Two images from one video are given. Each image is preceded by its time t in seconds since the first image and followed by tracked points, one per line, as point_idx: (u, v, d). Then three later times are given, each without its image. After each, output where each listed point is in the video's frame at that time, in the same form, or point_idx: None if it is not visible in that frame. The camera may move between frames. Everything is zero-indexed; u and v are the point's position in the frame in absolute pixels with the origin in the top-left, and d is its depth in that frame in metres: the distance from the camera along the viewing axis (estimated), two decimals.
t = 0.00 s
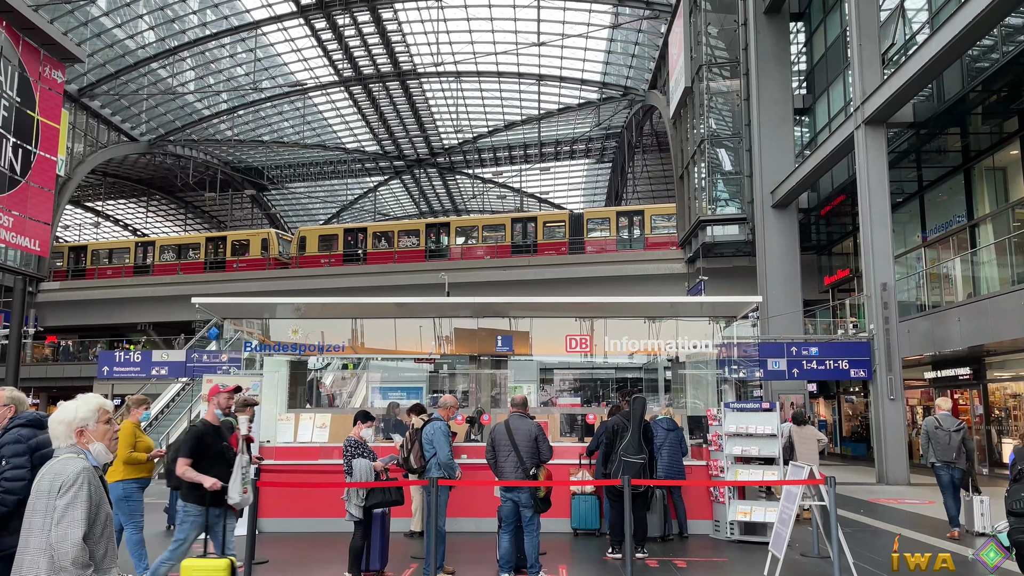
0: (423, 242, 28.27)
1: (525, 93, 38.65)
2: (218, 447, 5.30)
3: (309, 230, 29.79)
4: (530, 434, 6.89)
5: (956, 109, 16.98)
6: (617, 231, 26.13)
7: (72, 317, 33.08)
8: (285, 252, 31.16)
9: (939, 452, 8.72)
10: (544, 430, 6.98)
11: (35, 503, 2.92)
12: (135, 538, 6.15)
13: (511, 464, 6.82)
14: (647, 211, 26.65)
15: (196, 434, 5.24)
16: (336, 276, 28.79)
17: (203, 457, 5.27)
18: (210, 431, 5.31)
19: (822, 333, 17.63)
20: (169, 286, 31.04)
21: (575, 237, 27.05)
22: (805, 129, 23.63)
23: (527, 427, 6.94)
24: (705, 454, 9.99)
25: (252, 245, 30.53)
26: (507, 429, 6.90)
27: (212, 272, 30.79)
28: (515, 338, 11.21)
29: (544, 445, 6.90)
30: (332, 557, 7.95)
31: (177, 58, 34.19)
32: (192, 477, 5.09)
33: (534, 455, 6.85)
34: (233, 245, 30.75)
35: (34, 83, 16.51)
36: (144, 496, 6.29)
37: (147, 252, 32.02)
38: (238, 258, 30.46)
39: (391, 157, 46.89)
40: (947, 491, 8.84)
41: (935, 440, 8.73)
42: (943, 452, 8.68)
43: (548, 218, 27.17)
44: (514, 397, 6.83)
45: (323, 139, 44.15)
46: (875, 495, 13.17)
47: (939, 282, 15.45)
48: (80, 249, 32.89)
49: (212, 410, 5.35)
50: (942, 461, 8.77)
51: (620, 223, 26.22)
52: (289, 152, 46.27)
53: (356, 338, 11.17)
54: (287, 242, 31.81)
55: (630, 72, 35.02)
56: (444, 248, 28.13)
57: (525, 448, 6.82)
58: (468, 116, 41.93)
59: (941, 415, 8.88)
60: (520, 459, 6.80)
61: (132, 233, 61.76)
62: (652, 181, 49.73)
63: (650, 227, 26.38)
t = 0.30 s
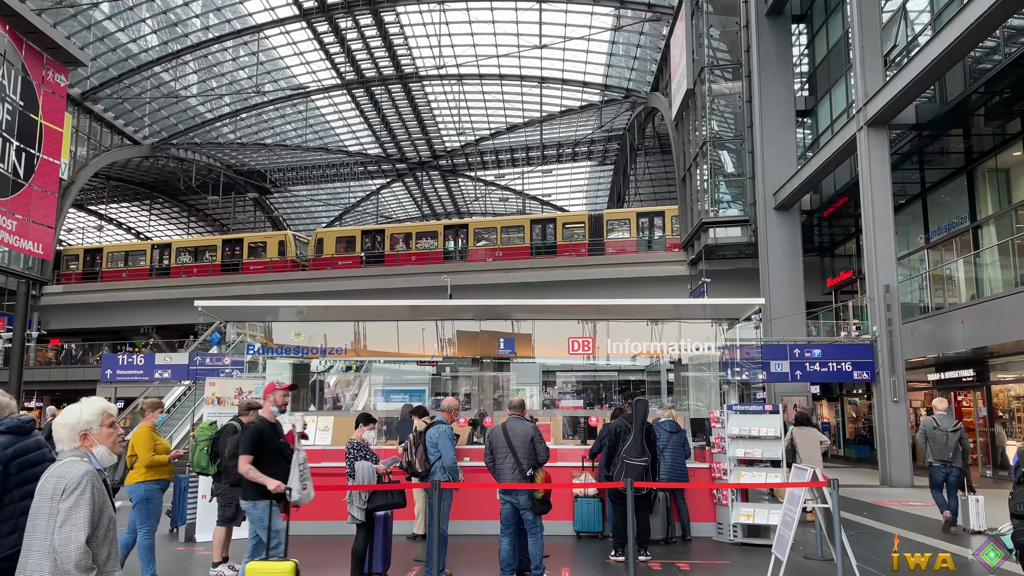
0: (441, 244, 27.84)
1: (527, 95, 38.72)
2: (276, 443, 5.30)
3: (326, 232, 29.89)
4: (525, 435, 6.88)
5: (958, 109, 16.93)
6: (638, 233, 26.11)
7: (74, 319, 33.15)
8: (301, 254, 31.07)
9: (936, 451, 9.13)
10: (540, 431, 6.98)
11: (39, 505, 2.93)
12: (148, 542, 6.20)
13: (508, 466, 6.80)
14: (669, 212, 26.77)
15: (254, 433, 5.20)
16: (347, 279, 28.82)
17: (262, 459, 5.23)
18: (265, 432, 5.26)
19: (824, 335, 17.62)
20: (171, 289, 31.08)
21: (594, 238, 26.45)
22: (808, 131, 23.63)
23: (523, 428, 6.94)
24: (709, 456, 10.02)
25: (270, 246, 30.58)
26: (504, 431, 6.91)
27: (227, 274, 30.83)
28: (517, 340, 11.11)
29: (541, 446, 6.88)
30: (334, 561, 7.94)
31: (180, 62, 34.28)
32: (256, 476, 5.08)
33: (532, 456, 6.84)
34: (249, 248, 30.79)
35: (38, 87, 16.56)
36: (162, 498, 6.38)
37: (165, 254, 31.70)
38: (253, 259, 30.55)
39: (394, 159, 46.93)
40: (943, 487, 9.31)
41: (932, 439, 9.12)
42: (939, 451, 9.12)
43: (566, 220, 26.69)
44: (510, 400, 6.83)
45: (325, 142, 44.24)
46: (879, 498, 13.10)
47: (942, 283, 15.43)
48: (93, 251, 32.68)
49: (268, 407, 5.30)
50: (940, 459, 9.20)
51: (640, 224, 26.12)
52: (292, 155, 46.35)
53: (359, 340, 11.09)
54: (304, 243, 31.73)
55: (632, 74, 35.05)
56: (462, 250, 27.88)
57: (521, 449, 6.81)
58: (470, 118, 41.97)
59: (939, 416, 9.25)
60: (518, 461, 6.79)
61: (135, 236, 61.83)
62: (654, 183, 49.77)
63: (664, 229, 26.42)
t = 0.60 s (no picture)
0: (461, 246, 28.02)
1: (529, 97, 38.73)
2: (337, 449, 5.30)
3: (344, 234, 30.00)
4: (534, 439, 6.88)
5: (961, 110, 16.74)
6: (659, 232, 26.66)
7: (78, 321, 33.25)
8: (319, 255, 31.01)
9: (931, 455, 9.15)
10: (547, 434, 6.98)
11: (43, 509, 2.94)
12: (154, 545, 6.23)
13: (515, 469, 6.82)
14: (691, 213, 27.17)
15: (317, 438, 5.19)
16: (355, 280, 28.83)
17: (325, 463, 5.23)
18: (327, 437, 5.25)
19: (827, 336, 17.62)
20: (173, 291, 31.15)
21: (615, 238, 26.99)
22: (810, 132, 23.62)
23: (530, 431, 6.93)
24: (711, 458, 9.98)
25: (289, 248, 30.35)
26: (511, 434, 6.91)
27: (247, 275, 30.75)
28: (519, 342, 11.00)
29: (548, 449, 6.89)
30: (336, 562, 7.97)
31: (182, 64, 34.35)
32: (317, 482, 5.08)
33: (538, 459, 6.85)
34: (268, 249, 30.73)
35: (41, 90, 16.62)
36: (173, 501, 6.40)
37: (181, 256, 31.96)
38: (273, 260, 30.38)
39: (396, 161, 47.01)
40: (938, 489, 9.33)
41: (927, 443, 9.17)
42: (933, 455, 9.16)
43: (587, 220, 27.13)
44: (517, 403, 6.85)
45: (328, 144, 44.28)
46: (882, 499, 13.07)
47: (945, 285, 15.39)
48: (110, 253, 33.09)
49: (327, 413, 5.29)
50: (935, 463, 9.22)
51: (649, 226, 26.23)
52: (294, 158, 46.41)
53: (361, 343, 10.95)
54: (322, 245, 31.67)
55: (634, 76, 35.03)
56: (483, 251, 27.73)
57: (529, 452, 6.82)
58: (472, 120, 41.96)
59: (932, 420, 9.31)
60: (524, 464, 6.81)
61: (138, 239, 61.94)
62: (657, 185, 49.78)
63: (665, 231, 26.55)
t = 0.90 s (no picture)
0: (482, 246, 27.74)
1: (532, 99, 38.85)
2: (396, 446, 5.32)
3: (363, 235, 29.74)
4: (547, 441, 6.90)
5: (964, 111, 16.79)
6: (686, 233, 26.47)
7: (82, 324, 33.40)
8: (340, 256, 30.84)
9: (925, 452, 9.53)
10: (560, 437, 6.99)
11: (48, 511, 2.95)
12: (162, 547, 6.29)
13: (526, 471, 6.81)
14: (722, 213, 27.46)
15: (380, 435, 5.20)
16: (362, 282, 28.79)
17: (387, 460, 5.24)
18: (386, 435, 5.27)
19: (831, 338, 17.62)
20: (176, 293, 31.25)
21: (641, 239, 26.55)
22: (813, 133, 23.61)
23: (543, 433, 6.94)
24: (714, 459, 9.99)
25: (305, 249, 30.38)
26: (523, 435, 6.91)
27: (266, 276, 30.40)
28: (522, 343, 11.03)
29: (559, 452, 6.90)
30: (341, 564, 7.95)
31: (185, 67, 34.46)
32: (385, 480, 5.07)
33: (549, 461, 6.85)
34: (287, 250, 30.44)
35: (45, 93, 16.68)
36: (185, 504, 6.41)
37: (198, 257, 31.61)
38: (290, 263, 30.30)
39: (399, 163, 47.11)
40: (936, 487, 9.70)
41: (922, 441, 9.56)
42: (927, 452, 9.53)
43: (612, 220, 26.53)
44: (529, 403, 6.87)
45: (330, 146, 44.38)
46: (885, 500, 13.05)
47: (949, 286, 15.35)
48: (129, 254, 32.77)
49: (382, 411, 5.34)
50: (928, 459, 9.59)
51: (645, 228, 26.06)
52: (297, 160, 46.55)
53: (364, 345, 11.06)
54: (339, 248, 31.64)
55: (636, 77, 35.13)
56: (504, 252, 27.43)
57: (540, 454, 6.82)
58: (475, 122, 42.08)
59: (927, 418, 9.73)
60: (536, 465, 6.80)
61: (141, 241, 62.12)
62: (659, 186, 49.85)
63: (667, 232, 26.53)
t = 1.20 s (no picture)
0: (506, 246, 27.29)
1: (534, 100, 38.86)
2: (456, 450, 5.37)
3: (387, 234, 29.22)
4: (556, 442, 6.90)
5: (968, 112, 16.82)
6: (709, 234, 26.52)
7: (85, 325, 33.46)
8: (361, 256, 30.29)
9: (924, 455, 9.69)
10: (568, 440, 7.00)
11: (60, 511, 3.01)
12: (175, 547, 6.27)
13: (534, 472, 6.81)
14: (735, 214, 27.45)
15: (441, 437, 5.26)
16: (368, 283, 28.73)
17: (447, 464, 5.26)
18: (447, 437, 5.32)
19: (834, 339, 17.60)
20: (179, 295, 31.30)
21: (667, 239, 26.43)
22: (816, 134, 23.56)
23: (551, 435, 6.95)
24: (717, 460, 9.96)
25: (330, 248, 29.67)
26: (531, 436, 6.91)
27: (291, 277, 29.93)
28: (525, 344, 11.08)
29: (568, 454, 6.91)
30: (344, 565, 7.98)
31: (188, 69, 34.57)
32: (448, 482, 5.10)
33: (558, 463, 6.85)
34: (310, 250, 29.93)
35: (48, 95, 16.73)
36: (200, 505, 6.42)
37: (220, 257, 31.19)
38: (314, 262, 29.68)
39: (401, 165, 47.18)
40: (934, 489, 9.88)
41: (922, 445, 9.69)
42: (926, 455, 9.71)
43: (636, 219, 26.16)
44: (539, 405, 6.83)
45: (333, 148, 44.42)
46: (888, 502, 13.02)
47: (952, 286, 15.33)
48: (149, 254, 32.48)
49: (443, 415, 5.40)
50: (927, 463, 9.75)
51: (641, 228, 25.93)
52: (300, 161, 46.62)
53: (367, 346, 11.00)
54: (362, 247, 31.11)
55: (639, 78, 35.08)
56: (527, 252, 26.95)
57: (549, 456, 6.82)
58: (478, 123, 42.09)
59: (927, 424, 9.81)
60: (544, 466, 6.80)
61: (145, 243, 62.26)
62: (662, 187, 49.79)
63: (670, 233, 26.48)
